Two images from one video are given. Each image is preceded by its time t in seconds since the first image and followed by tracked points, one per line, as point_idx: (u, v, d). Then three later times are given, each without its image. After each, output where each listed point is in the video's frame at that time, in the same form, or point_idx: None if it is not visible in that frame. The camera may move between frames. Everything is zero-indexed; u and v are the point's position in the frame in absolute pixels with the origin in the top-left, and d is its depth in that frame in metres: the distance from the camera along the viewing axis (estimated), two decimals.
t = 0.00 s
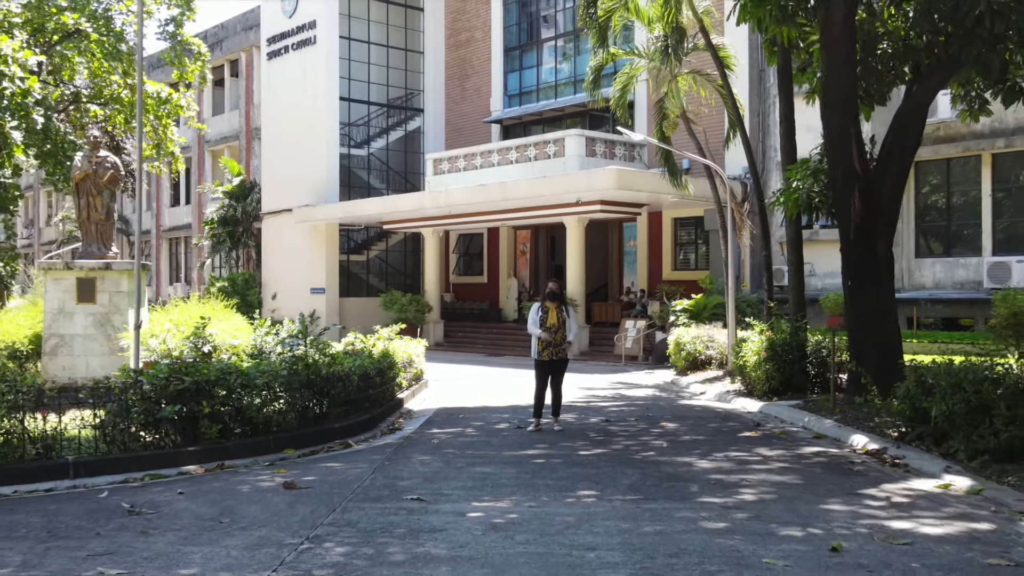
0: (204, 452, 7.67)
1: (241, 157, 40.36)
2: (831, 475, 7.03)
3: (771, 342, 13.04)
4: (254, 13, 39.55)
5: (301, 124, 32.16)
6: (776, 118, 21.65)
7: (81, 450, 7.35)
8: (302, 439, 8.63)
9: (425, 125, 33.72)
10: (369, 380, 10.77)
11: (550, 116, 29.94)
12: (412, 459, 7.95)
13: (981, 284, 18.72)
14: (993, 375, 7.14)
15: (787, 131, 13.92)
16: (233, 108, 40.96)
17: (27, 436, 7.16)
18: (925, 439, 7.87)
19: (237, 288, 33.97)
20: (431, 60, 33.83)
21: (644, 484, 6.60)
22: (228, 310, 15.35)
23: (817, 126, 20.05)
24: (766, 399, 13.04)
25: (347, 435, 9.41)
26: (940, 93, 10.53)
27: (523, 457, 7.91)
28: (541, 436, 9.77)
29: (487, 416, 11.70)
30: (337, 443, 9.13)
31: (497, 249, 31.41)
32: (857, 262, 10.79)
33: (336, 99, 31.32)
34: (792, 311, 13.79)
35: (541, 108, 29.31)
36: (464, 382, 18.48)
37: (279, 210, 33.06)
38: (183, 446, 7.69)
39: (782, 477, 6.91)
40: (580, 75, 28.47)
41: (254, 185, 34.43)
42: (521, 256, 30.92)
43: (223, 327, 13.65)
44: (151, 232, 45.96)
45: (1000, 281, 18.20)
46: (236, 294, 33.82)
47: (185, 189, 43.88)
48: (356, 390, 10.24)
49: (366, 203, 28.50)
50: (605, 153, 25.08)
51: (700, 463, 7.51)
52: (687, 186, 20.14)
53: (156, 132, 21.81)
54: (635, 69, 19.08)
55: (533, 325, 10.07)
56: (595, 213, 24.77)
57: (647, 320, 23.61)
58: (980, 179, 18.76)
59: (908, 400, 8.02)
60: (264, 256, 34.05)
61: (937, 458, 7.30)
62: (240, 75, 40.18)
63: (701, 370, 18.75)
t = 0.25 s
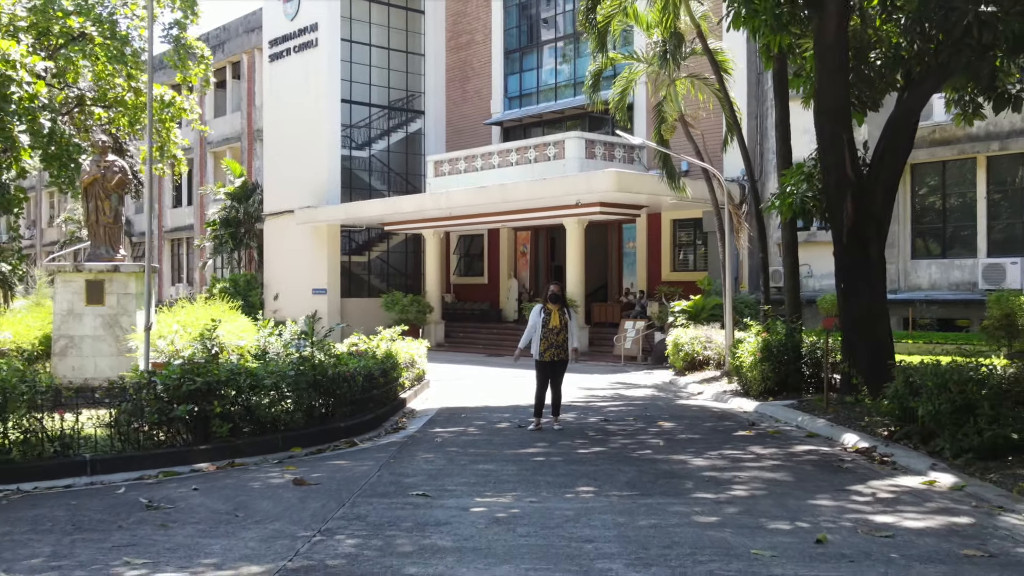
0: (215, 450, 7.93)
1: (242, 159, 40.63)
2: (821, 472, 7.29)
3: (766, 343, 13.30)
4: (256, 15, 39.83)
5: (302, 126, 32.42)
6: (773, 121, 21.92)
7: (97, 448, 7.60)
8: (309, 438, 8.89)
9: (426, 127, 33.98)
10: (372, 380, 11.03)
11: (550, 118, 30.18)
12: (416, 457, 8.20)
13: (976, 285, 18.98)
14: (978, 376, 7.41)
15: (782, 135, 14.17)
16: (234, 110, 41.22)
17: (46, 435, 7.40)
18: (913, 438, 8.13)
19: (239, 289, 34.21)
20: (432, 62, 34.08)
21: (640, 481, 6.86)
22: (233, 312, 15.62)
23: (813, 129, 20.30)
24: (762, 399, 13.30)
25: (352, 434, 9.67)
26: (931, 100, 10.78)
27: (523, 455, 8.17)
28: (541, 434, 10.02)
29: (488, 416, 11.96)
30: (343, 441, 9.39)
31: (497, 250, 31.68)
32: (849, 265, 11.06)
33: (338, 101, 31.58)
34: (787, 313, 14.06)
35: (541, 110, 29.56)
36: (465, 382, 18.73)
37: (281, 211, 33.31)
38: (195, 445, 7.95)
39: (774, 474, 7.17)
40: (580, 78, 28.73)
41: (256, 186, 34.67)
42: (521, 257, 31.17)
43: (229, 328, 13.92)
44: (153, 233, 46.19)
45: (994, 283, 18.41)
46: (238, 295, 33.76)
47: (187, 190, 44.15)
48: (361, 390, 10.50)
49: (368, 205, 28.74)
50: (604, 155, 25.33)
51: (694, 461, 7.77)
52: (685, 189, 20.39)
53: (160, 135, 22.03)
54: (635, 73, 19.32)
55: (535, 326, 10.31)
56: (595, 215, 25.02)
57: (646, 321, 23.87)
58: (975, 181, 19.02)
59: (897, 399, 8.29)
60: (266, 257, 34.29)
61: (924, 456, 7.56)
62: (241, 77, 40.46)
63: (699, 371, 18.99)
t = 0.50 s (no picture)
0: (225, 448, 8.16)
1: (243, 160, 40.86)
2: (813, 470, 7.51)
3: (763, 343, 13.55)
4: (257, 17, 40.06)
5: (304, 127, 32.63)
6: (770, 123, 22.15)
7: (110, 447, 7.83)
8: (315, 437, 9.11)
9: (426, 128, 34.20)
10: (376, 381, 11.25)
11: (550, 119, 30.40)
12: (419, 455, 8.43)
13: (972, 286, 19.21)
14: (966, 377, 7.64)
15: (778, 137, 14.39)
16: (236, 111, 41.44)
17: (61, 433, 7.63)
18: (903, 437, 8.35)
19: (241, 289, 34.43)
20: (433, 64, 34.30)
21: (638, 478, 7.08)
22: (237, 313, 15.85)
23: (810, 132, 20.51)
24: (758, 399, 13.53)
25: (357, 433, 9.89)
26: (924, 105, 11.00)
27: (524, 454, 8.39)
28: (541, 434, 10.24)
29: (489, 416, 12.19)
30: (348, 440, 9.61)
31: (498, 251, 31.93)
32: (844, 268, 11.29)
33: (339, 102, 31.79)
34: (784, 314, 14.29)
35: (541, 111, 29.77)
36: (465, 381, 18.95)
37: (282, 212, 33.54)
38: (204, 443, 8.18)
39: (767, 472, 7.39)
40: (580, 80, 28.94)
41: (258, 187, 34.88)
42: (521, 257, 31.37)
43: (234, 329, 14.16)
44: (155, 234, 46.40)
45: (990, 284, 18.47)
46: (239, 295, 34.16)
47: (189, 191, 44.38)
48: (365, 390, 10.73)
49: (370, 206, 28.95)
50: (604, 157, 25.55)
51: (690, 459, 7.99)
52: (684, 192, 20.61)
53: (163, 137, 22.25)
54: (634, 76, 19.53)
55: (536, 327, 10.53)
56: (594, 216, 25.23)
57: (645, 321, 24.10)
58: (971, 183, 19.24)
59: (888, 399, 8.51)
60: (268, 258, 34.52)
61: (913, 454, 7.79)
62: (242, 78, 40.68)
63: (698, 371, 19.22)
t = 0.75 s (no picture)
0: (235, 450, 8.40)
1: (245, 162, 41.12)
2: (805, 471, 7.75)
3: (759, 346, 13.81)
4: (259, 20, 40.31)
5: (306, 130, 32.87)
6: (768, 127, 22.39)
7: (124, 449, 8.08)
8: (322, 438, 9.36)
9: (427, 131, 34.44)
10: (380, 383, 11.49)
11: (550, 122, 30.64)
12: (423, 457, 8.66)
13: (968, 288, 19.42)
14: (954, 380, 7.88)
15: (774, 143, 14.63)
16: (238, 113, 41.68)
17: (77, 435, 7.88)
18: (894, 439, 8.59)
19: (243, 291, 34.68)
20: (434, 66, 34.52)
21: (635, 478, 7.32)
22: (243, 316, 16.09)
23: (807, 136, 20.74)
24: (755, 401, 13.78)
25: (361, 435, 10.12)
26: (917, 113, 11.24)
27: (525, 455, 8.64)
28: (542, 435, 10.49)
29: (490, 417, 12.43)
30: (353, 442, 9.86)
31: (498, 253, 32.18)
32: (838, 273, 11.52)
33: (341, 105, 32.03)
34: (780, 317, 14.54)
35: (542, 114, 29.99)
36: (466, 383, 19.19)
37: (285, 214, 33.79)
38: (214, 445, 8.42)
39: (760, 472, 7.64)
40: (580, 83, 29.18)
41: (260, 189, 35.12)
42: (522, 259, 31.54)
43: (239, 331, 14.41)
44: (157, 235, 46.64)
45: (986, 286, 18.88)
46: (241, 296, 34.55)
47: (191, 192, 44.63)
48: (369, 392, 10.96)
49: (371, 208, 29.18)
50: (603, 159, 25.78)
51: (686, 460, 8.23)
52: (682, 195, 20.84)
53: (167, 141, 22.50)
54: (633, 82, 19.76)
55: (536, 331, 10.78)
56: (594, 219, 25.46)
57: (645, 323, 24.33)
58: (966, 186, 19.49)
59: (879, 402, 8.75)
60: (270, 259, 34.75)
61: (903, 455, 8.03)
62: (244, 80, 40.93)
63: (696, 373, 19.44)
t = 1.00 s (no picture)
0: (243, 454, 8.61)
1: (247, 164, 41.32)
2: (799, 474, 7.97)
3: (756, 350, 14.04)
4: (261, 23, 40.53)
5: (308, 133, 33.07)
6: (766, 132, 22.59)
7: (136, 452, 8.30)
8: (328, 442, 9.57)
9: (428, 133, 34.64)
10: (384, 387, 11.70)
11: (550, 125, 30.84)
12: (426, 460, 8.88)
13: (964, 291, 19.64)
14: (943, 386, 8.10)
15: (771, 149, 14.83)
16: (239, 115, 41.89)
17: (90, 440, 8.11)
18: (886, 443, 8.81)
19: (244, 293, 34.88)
20: (435, 69, 34.71)
21: (633, 482, 7.54)
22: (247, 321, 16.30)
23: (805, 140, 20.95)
24: (752, 404, 14.00)
25: (366, 438, 10.33)
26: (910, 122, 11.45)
27: (526, 459, 8.85)
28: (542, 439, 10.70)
29: (491, 420, 12.64)
30: (358, 445, 10.06)
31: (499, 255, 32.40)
32: (833, 279, 11.73)
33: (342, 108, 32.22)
34: (777, 321, 14.77)
35: (542, 117, 30.19)
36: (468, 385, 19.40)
37: (286, 216, 34.00)
38: (223, 449, 8.63)
39: (755, 476, 7.85)
40: (580, 86, 29.38)
41: (261, 192, 35.37)
42: (522, 261, 31.79)
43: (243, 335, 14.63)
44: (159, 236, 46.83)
45: (982, 289, 19.05)
46: (243, 298, 34.81)
47: (193, 194, 44.83)
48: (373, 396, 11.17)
49: (372, 211, 29.38)
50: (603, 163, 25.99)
51: (683, 464, 8.44)
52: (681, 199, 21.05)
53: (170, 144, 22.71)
54: (632, 87, 19.95)
55: (535, 336, 11.00)
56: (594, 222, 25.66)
57: (644, 325, 24.53)
58: (962, 189, 19.70)
59: (871, 407, 8.96)
60: (272, 261, 34.96)
61: (894, 459, 8.24)
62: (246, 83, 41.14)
63: (695, 375, 19.64)
